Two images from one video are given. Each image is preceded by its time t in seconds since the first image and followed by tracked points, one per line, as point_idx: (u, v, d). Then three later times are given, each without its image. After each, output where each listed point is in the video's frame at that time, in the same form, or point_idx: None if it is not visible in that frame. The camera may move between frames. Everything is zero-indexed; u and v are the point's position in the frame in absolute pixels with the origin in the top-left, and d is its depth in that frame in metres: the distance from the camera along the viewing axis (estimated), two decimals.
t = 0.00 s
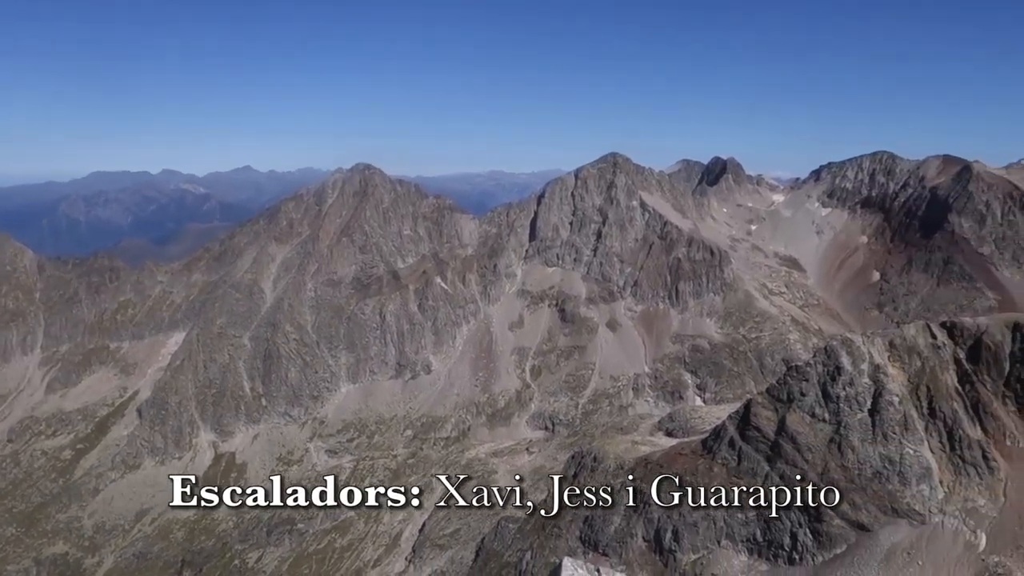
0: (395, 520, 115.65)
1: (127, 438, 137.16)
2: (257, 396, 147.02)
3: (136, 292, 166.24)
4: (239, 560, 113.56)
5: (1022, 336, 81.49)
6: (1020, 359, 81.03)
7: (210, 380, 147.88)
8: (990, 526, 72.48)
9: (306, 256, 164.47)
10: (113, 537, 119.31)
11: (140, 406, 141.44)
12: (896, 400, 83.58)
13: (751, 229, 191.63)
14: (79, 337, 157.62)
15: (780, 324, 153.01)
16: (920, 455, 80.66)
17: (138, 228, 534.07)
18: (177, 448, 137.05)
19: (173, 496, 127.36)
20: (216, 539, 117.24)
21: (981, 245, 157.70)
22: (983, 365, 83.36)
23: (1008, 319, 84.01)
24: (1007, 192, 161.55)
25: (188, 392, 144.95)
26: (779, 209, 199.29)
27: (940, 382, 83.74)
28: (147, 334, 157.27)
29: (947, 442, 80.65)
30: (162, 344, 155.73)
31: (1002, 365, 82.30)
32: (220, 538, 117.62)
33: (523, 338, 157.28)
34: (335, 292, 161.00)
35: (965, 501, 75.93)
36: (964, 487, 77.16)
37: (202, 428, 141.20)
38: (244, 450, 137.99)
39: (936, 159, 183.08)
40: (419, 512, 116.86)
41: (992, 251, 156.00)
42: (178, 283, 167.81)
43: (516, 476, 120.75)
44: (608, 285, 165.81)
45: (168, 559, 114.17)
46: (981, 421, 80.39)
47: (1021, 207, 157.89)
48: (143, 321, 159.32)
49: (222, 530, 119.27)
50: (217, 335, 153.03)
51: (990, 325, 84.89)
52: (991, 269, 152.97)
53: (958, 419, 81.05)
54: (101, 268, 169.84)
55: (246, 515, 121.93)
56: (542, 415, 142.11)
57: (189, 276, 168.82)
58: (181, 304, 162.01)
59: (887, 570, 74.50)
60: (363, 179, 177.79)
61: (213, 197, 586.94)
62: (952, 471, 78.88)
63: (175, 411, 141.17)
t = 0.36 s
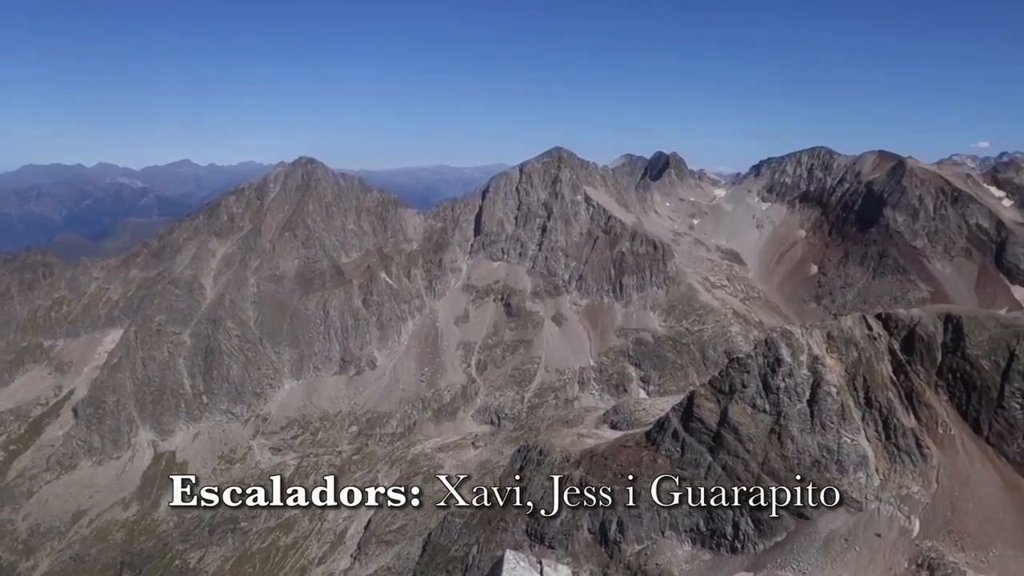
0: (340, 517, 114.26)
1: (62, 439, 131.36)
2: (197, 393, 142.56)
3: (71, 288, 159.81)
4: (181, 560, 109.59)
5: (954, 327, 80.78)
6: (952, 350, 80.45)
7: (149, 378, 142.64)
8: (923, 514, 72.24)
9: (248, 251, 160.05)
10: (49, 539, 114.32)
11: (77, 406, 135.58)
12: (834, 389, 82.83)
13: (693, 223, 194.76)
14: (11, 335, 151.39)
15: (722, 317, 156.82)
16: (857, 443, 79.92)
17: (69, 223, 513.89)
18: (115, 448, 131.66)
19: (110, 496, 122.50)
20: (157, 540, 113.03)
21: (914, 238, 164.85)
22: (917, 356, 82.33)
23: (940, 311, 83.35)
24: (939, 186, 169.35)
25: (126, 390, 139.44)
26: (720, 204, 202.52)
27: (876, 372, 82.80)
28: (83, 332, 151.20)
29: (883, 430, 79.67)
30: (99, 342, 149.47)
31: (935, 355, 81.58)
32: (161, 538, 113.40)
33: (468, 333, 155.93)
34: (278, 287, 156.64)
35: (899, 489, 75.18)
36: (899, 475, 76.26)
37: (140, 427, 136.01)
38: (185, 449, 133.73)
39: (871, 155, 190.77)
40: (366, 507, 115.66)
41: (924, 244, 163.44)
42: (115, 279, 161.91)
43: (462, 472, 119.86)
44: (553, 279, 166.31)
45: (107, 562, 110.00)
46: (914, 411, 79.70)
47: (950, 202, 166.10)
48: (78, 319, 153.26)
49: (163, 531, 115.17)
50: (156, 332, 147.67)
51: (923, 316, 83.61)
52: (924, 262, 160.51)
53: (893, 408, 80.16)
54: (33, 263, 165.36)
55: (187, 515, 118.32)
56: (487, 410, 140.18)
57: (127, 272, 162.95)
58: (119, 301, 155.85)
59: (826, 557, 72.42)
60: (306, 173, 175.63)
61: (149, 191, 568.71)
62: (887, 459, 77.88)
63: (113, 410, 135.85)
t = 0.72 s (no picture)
0: (287, 512, 112.93)
1: None
2: (139, 390, 139.09)
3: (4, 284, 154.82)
4: (123, 560, 105.91)
5: (891, 316, 83.74)
6: (889, 338, 83.21)
7: (87, 375, 138.39)
8: (862, 498, 74.08)
9: (189, 244, 156.50)
10: None
11: (11, 405, 131.11)
12: (777, 377, 82.36)
13: (638, 215, 196.93)
14: None
15: (666, 308, 158.00)
16: (798, 430, 80.23)
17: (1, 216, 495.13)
18: (53, 447, 128.00)
19: (47, 495, 119.60)
20: (98, 540, 109.84)
21: (852, 229, 168.98)
22: (855, 344, 84.23)
23: (876, 300, 86.18)
24: (876, 178, 174.10)
25: (64, 388, 135.26)
26: (665, 196, 204.94)
27: (817, 360, 83.68)
28: (18, 328, 145.39)
29: (823, 417, 80.91)
30: (35, 338, 143.80)
31: (873, 343, 83.79)
32: (102, 538, 110.26)
33: (415, 326, 154.99)
34: (220, 282, 153.66)
35: (839, 474, 76.66)
36: (839, 460, 77.84)
37: (79, 425, 132.02)
38: (126, 446, 130.28)
39: (811, 148, 195.08)
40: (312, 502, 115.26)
41: (862, 234, 167.53)
42: (51, 274, 157.56)
43: (410, 466, 119.75)
44: (500, 271, 166.44)
45: (45, 563, 106.35)
46: (853, 397, 81.55)
47: (887, 194, 170.78)
48: (13, 314, 147.88)
49: (104, 530, 111.99)
50: (94, 328, 143.39)
51: (861, 305, 85.77)
52: (862, 253, 164.26)
53: (834, 396, 81.46)
54: None
55: (128, 515, 114.73)
56: (435, 403, 139.32)
57: (64, 266, 159.10)
58: (56, 296, 151.43)
59: (772, 543, 71.39)
60: (248, 165, 171.11)
61: (87, 185, 551.97)
62: (828, 445, 79.36)
63: (50, 408, 131.71)
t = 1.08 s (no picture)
0: (237, 510, 111.63)
1: None
2: (81, 389, 135.14)
3: None
4: (68, 563, 104.56)
5: (835, 303, 87.25)
6: (832, 325, 86.52)
7: (28, 374, 134.88)
8: (809, 482, 77.27)
9: (132, 240, 152.51)
10: None
11: None
12: (725, 365, 83.71)
13: (586, 206, 198.47)
14: None
15: (616, 298, 159.31)
16: (746, 417, 81.94)
17: None
18: None
19: None
20: (41, 543, 108.05)
21: (797, 218, 171.89)
22: (800, 331, 86.75)
23: (819, 288, 89.29)
24: (818, 168, 177.06)
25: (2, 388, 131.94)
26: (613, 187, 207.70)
27: (763, 348, 85.58)
28: None
29: (770, 403, 82.84)
30: None
31: (817, 330, 86.63)
32: (45, 541, 108.42)
33: (364, 319, 153.53)
34: (164, 278, 150.25)
35: (786, 460, 79.13)
36: (786, 446, 80.17)
37: (19, 427, 128.25)
38: (69, 446, 127.27)
39: (755, 138, 197.70)
40: (262, 499, 114.17)
41: (806, 223, 170.74)
42: None
43: (362, 460, 118.56)
44: (450, 263, 165.24)
45: None
46: (798, 383, 84.03)
47: (830, 183, 173.59)
48: None
49: (47, 533, 110.04)
50: (34, 326, 139.58)
51: (805, 293, 88.58)
52: (806, 241, 167.93)
53: (780, 382, 83.49)
54: None
55: (73, 516, 112.69)
56: (386, 397, 137.85)
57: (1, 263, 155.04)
58: None
59: (722, 528, 73.82)
60: (193, 158, 166.70)
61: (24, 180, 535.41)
62: (774, 430, 81.48)
63: None
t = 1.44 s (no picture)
0: (185, 511, 108.09)
1: None
2: (21, 391, 130.17)
3: None
4: (9, 569, 101.57)
5: (780, 295, 89.20)
6: (777, 316, 88.29)
7: None
8: (756, 470, 77.31)
9: (72, 237, 148.53)
10: None
11: None
12: (673, 357, 83.94)
13: (535, 201, 198.11)
14: None
15: (566, 292, 158.77)
16: (694, 408, 82.23)
17: None
18: None
19: None
20: None
21: (742, 211, 173.90)
22: (746, 322, 88.36)
23: (764, 280, 91.25)
24: (763, 162, 179.98)
25: None
26: (561, 181, 207.85)
27: (711, 339, 86.47)
28: None
29: (718, 394, 83.28)
30: None
31: (762, 322, 88.42)
32: None
33: (312, 316, 150.97)
34: (106, 276, 145.89)
35: (734, 449, 79.25)
36: (733, 436, 80.37)
37: None
38: (8, 450, 122.22)
39: (701, 133, 201.85)
40: (210, 500, 110.55)
41: (752, 216, 172.82)
42: None
43: (312, 458, 114.48)
44: (399, 259, 164.26)
45: None
46: (745, 374, 84.80)
47: (773, 176, 176.58)
48: None
49: None
50: None
51: (751, 285, 90.34)
52: (751, 233, 169.72)
53: (727, 372, 84.15)
54: None
55: (13, 521, 109.13)
56: (335, 394, 134.69)
57: None
58: None
59: (671, 518, 73.32)
60: (134, 153, 163.11)
61: None
62: (722, 421, 81.74)
63: None
